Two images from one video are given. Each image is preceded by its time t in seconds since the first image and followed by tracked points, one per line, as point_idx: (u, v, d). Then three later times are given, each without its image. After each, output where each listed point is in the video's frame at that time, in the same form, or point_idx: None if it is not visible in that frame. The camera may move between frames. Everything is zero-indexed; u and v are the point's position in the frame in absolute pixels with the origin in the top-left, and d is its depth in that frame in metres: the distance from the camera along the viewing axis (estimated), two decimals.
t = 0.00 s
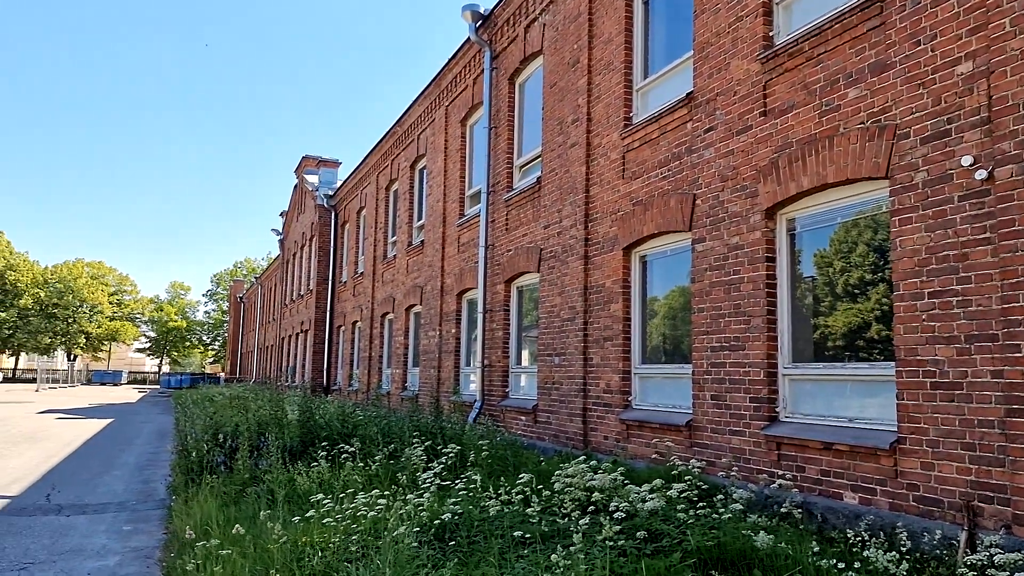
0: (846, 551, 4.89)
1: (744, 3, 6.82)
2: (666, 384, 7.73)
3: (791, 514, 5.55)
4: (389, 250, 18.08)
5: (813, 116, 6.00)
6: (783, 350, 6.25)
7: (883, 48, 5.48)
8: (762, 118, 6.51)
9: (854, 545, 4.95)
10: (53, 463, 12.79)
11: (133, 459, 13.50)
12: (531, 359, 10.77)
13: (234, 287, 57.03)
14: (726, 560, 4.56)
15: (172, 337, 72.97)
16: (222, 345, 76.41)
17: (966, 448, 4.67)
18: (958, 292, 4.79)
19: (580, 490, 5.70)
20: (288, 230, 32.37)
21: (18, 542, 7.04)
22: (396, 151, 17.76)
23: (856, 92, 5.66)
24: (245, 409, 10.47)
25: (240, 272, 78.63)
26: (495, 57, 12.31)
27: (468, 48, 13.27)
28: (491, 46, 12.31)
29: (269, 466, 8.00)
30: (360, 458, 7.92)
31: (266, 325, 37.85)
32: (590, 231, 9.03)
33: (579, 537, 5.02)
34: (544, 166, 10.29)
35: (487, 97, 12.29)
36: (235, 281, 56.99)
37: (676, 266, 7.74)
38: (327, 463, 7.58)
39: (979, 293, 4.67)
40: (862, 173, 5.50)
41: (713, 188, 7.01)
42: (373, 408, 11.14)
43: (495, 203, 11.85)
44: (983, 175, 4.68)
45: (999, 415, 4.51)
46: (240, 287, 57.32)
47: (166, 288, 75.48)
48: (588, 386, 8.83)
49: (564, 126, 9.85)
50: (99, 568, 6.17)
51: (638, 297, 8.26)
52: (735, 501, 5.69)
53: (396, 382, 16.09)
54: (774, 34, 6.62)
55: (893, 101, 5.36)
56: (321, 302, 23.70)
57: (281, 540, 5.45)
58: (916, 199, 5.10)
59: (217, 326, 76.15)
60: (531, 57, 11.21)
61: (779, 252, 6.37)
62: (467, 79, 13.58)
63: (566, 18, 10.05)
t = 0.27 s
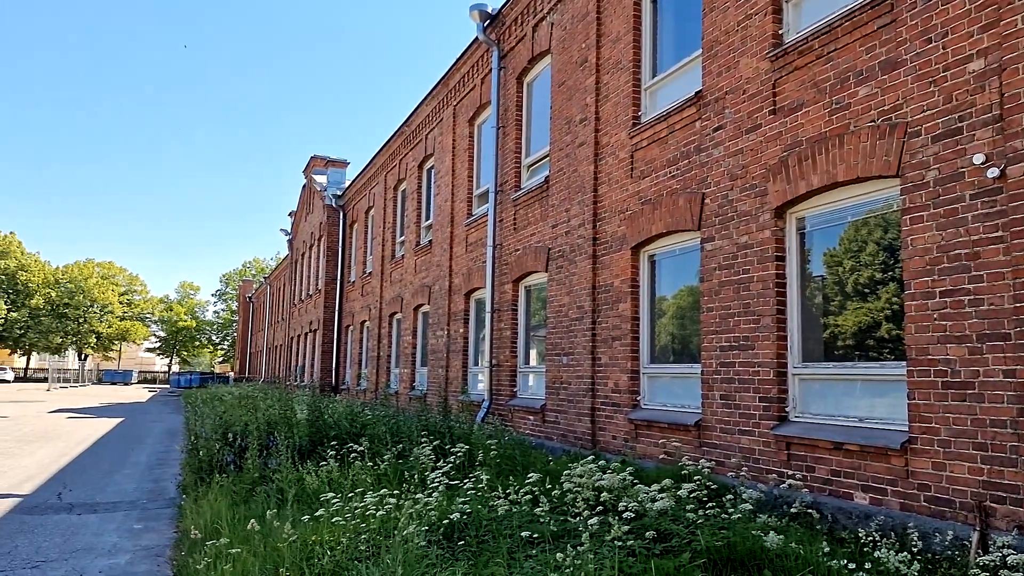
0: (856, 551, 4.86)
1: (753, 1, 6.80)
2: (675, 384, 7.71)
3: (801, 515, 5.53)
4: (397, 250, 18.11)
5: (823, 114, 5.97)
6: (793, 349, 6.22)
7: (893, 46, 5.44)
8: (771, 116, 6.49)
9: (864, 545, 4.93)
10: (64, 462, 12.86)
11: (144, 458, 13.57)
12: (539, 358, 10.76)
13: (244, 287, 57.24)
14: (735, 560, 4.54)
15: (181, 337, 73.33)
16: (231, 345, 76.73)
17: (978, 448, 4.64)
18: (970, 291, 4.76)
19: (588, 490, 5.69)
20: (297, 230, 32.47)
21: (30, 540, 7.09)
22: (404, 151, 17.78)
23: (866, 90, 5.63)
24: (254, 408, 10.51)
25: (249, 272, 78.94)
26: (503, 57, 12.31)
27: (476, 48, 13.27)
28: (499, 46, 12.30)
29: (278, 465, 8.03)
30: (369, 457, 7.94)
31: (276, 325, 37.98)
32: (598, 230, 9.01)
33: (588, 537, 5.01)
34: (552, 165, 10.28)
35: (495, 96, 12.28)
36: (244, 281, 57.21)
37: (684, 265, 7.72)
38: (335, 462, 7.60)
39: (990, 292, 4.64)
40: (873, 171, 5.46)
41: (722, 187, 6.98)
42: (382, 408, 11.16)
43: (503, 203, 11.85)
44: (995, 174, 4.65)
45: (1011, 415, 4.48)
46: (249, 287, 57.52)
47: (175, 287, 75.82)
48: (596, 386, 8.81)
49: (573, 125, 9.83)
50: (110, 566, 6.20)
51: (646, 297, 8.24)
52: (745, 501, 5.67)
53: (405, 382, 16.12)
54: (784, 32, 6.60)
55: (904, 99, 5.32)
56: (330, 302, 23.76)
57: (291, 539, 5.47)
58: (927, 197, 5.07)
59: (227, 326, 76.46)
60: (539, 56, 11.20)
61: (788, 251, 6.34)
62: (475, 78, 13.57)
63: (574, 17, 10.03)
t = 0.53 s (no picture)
0: (867, 552, 4.84)
1: None
2: (684, 383, 7.69)
3: (812, 515, 5.51)
4: (405, 249, 18.13)
5: (833, 112, 5.94)
6: (803, 349, 6.19)
7: (904, 43, 5.41)
8: (781, 114, 6.46)
9: (875, 545, 4.90)
10: (76, 461, 12.93)
11: (155, 457, 13.64)
12: (547, 358, 10.75)
13: (253, 287, 57.46)
14: (746, 560, 4.53)
15: (191, 336, 73.68)
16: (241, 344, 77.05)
17: (990, 448, 4.61)
18: (982, 289, 4.73)
19: (598, 490, 5.68)
20: (306, 229, 32.54)
21: (43, 539, 7.13)
22: (413, 151, 17.80)
23: (876, 88, 5.60)
24: (264, 407, 10.55)
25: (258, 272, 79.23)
26: (511, 56, 12.30)
27: (484, 47, 13.26)
28: (507, 45, 12.30)
29: (288, 464, 8.05)
30: (378, 456, 7.95)
31: (285, 325, 38.11)
32: (607, 229, 9.00)
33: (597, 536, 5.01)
34: (560, 165, 10.27)
35: (504, 96, 12.28)
36: (253, 281, 57.42)
37: (693, 264, 7.69)
38: (345, 461, 7.62)
39: (1003, 291, 4.60)
40: (884, 169, 5.43)
41: (732, 186, 6.96)
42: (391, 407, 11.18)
43: (511, 202, 11.85)
44: (1007, 171, 4.61)
45: None
46: (258, 287, 57.74)
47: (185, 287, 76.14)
48: (605, 385, 8.80)
49: (581, 124, 9.82)
50: (121, 565, 6.24)
51: (655, 296, 8.22)
52: (755, 501, 5.65)
53: (413, 381, 16.14)
54: (793, 30, 6.57)
55: (915, 96, 5.29)
56: (339, 301, 23.82)
57: (302, 538, 5.48)
58: (939, 196, 5.04)
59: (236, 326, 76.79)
60: (547, 55, 11.19)
61: (798, 250, 6.31)
62: (483, 78, 13.57)
63: (582, 16, 10.02)
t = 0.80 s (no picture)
0: (878, 552, 4.82)
1: None
2: (693, 383, 7.66)
3: (821, 514, 5.49)
4: (413, 249, 18.15)
5: (842, 110, 5.91)
6: (812, 348, 6.17)
7: (914, 40, 5.38)
8: (790, 113, 6.43)
9: (886, 545, 4.88)
10: (86, 459, 13.02)
11: (164, 456, 13.70)
12: (555, 357, 10.74)
13: (261, 287, 57.62)
14: (755, 560, 4.51)
15: (200, 336, 74.00)
16: (249, 344, 77.33)
17: (1002, 448, 4.58)
18: (993, 288, 4.70)
19: (606, 489, 5.67)
20: (314, 229, 32.61)
21: (53, 537, 7.18)
22: (420, 150, 17.82)
23: (886, 86, 5.57)
24: (272, 407, 10.57)
25: (266, 272, 79.49)
26: (518, 55, 12.30)
27: (491, 47, 13.26)
28: (514, 44, 12.29)
29: (297, 464, 8.08)
30: (386, 455, 7.97)
31: (292, 324, 38.23)
32: (614, 228, 8.98)
33: (605, 536, 5.00)
34: (568, 164, 10.26)
35: (511, 95, 12.27)
36: (261, 280, 57.61)
37: (701, 263, 7.68)
38: (353, 460, 7.64)
39: (1015, 289, 4.57)
40: (894, 168, 5.40)
41: (740, 185, 6.93)
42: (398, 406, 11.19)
43: (518, 201, 11.84)
44: (1019, 169, 4.58)
45: None
46: (266, 287, 57.92)
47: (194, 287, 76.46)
48: (613, 385, 8.79)
49: (588, 123, 9.81)
50: (131, 563, 6.27)
51: (664, 295, 8.20)
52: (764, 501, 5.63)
53: (421, 380, 16.16)
54: (802, 28, 6.54)
55: (926, 94, 5.26)
56: (346, 301, 23.88)
57: (311, 537, 5.50)
58: (949, 194, 5.01)
59: (245, 325, 77.07)
60: (555, 54, 11.17)
61: (807, 248, 6.29)
62: (490, 77, 13.57)
63: (589, 15, 10.00)
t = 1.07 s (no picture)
0: (888, 552, 4.80)
1: None
2: (701, 382, 7.64)
3: (831, 515, 5.47)
4: (420, 249, 18.17)
5: (852, 109, 5.88)
6: (821, 347, 6.15)
7: (924, 38, 5.35)
8: (799, 111, 6.41)
9: (896, 546, 4.86)
10: (96, 458, 13.09)
11: (173, 455, 13.76)
12: (563, 357, 10.73)
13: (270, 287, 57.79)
14: (764, 561, 4.50)
15: (209, 335, 74.30)
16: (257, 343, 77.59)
17: (1013, 448, 4.55)
18: (1004, 287, 4.67)
19: (615, 489, 5.66)
20: (322, 229, 32.67)
21: (64, 535, 7.22)
22: (428, 150, 17.84)
23: (896, 84, 5.54)
24: (281, 406, 10.60)
25: (274, 271, 79.75)
26: (525, 55, 12.29)
27: (498, 46, 13.25)
28: (522, 44, 12.29)
29: (306, 463, 8.10)
30: (395, 454, 7.98)
31: (300, 324, 38.35)
32: (622, 228, 8.97)
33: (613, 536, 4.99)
34: (576, 163, 10.25)
35: (518, 94, 12.27)
36: (269, 280, 57.79)
37: (709, 262, 7.66)
38: (362, 460, 7.65)
39: None
40: (904, 166, 5.37)
41: (749, 184, 6.91)
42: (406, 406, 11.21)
43: (526, 201, 11.84)
44: None
45: None
46: (275, 287, 58.09)
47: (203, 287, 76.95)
48: (621, 384, 8.78)
49: (596, 123, 9.79)
50: (142, 561, 6.30)
51: (672, 295, 8.19)
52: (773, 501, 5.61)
53: (429, 380, 16.18)
54: (811, 26, 6.51)
55: (936, 93, 5.23)
56: (354, 300, 23.93)
57: (320, 537, 5.52)
58: (960, 192, 4.98)
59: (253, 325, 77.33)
60: (562, 54, 11.16)
61: (816, 247, 6.26)
62: (498, 77, 13.56)
63: (597, 14, 9.99)
